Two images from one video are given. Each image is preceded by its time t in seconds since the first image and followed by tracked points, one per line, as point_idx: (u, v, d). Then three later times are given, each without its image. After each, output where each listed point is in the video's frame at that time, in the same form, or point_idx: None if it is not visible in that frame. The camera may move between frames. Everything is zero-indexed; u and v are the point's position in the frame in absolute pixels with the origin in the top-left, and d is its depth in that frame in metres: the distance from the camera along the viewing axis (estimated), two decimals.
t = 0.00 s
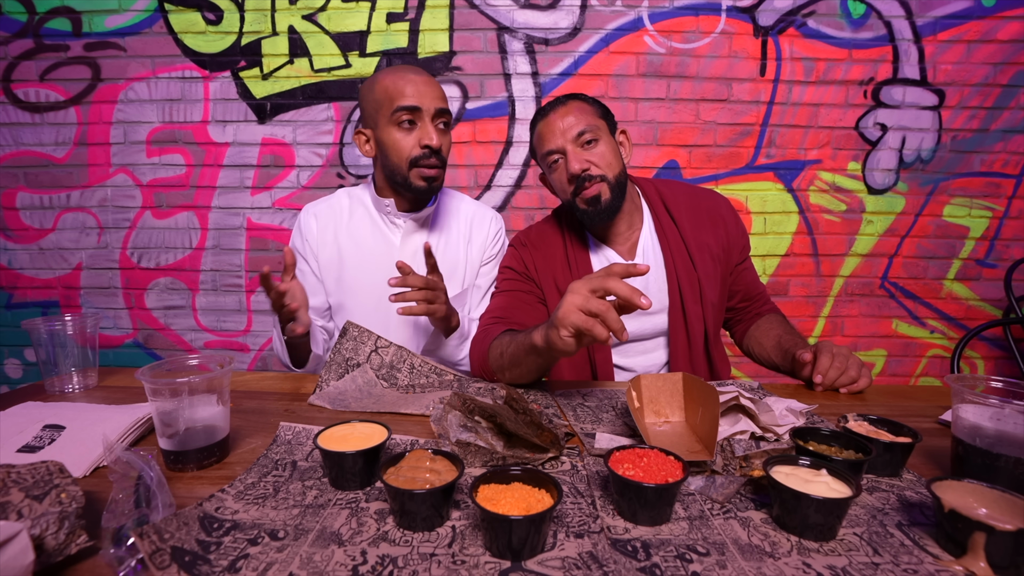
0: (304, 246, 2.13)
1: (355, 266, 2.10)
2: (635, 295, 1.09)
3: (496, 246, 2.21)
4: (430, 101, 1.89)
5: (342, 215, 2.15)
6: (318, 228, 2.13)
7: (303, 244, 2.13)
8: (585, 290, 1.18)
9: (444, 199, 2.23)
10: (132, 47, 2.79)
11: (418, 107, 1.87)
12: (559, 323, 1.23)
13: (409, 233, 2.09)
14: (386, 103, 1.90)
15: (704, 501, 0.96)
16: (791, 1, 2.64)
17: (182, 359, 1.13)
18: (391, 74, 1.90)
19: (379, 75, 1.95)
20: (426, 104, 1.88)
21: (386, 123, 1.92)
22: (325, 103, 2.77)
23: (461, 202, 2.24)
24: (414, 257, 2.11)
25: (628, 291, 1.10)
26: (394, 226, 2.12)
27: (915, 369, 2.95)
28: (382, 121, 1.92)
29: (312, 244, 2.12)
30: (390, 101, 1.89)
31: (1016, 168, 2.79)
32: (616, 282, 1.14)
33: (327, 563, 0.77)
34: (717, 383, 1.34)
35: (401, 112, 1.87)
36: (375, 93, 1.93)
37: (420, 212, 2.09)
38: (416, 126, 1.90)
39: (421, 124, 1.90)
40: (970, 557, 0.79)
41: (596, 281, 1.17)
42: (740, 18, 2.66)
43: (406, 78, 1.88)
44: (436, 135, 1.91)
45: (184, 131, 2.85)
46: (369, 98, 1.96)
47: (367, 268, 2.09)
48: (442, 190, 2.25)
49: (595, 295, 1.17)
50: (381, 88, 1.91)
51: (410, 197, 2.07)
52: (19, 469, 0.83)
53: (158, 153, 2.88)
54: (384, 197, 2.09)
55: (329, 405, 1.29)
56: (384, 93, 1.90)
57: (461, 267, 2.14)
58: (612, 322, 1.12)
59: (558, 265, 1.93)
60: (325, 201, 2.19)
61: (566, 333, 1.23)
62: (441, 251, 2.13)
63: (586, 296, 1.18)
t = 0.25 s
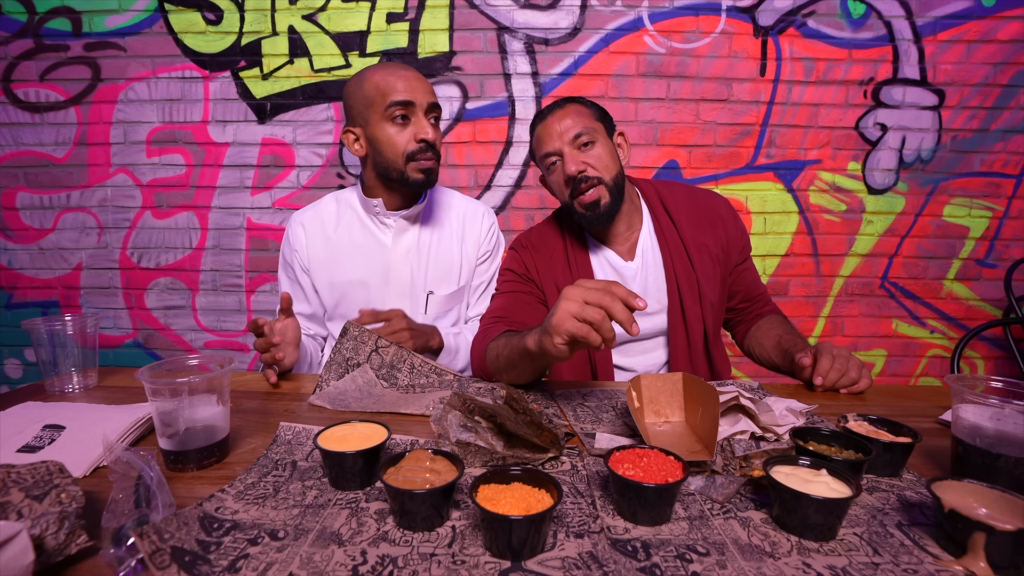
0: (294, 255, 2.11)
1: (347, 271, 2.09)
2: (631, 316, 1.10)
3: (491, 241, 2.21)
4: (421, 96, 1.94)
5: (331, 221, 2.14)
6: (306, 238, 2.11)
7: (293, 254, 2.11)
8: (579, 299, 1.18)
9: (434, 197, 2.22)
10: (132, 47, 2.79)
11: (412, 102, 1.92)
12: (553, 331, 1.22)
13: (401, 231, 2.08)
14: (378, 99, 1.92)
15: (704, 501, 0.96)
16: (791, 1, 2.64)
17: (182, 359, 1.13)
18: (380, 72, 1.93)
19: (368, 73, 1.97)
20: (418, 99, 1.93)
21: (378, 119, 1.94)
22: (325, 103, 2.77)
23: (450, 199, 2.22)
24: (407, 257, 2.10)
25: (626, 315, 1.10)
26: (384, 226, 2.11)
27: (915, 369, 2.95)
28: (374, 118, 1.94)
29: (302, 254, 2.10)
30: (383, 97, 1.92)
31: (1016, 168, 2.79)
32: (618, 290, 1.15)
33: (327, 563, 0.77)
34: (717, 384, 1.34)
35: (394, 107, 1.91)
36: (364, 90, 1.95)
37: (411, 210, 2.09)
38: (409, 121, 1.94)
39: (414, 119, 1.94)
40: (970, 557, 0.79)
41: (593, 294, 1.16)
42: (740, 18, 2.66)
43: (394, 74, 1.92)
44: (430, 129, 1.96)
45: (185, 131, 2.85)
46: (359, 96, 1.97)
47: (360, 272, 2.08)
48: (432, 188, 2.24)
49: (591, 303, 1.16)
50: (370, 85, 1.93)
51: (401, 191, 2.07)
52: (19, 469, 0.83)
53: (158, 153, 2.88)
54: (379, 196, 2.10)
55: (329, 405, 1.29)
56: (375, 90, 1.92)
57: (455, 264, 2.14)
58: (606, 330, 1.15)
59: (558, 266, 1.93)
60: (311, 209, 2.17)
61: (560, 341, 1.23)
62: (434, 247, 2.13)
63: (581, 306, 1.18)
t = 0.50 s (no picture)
0: (282, 259, 2.09)
1: (335, 273, 2.08)
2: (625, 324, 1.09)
3: (481, 239, 2.20)
4: (410, 91, 1.93)
5: (318, 224, 2.13)
6: (293, 241, 2.10)
7: (280, 258, 2.10)
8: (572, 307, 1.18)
9: (423, 197, 2.21)
10: (132, 47, 2.79)
11: (403, 98, 1.91)
12: (548, 342, 1.21)
13: (389, 232, 2.06)
14: (367, 95, 1.91)
15: (704, 501, 0.96)
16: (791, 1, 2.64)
17: (181, 359, 1.13)
18: (368, 67, 1.92)
19: (355, 68, 1.95)
20: (409, 94, 1.93)
21: (368, 116, 1.93)
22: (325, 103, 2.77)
23: (439, 199, 2.22)
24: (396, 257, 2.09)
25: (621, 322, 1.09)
26: (371, 228, 2.09)
27: (915, 369, 2.95)
28: (364, 114, 1.93)
29: (289, 258, 2.09)
30: (372, 93, 1.90)
31: (1016, 168, 2.78)
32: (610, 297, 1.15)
33: (327, 563, 0.77)
34: (717, 384, 1.34)
35: (385, 104, 1.90)
36: (352, 86, 1.93)
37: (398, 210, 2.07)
38: (399, 118, 1.94)
39: (405, 116, 1.94)
40: (970, 557, 0.79)
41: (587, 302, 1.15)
42: (740, 18, 2.66)
43: (383, 70, 1.91)
44: (422, 125, 1.97)
45: (185, 131, 2.85)
46: (346, 91, 1.95)
47: (348, 274, 2.07)
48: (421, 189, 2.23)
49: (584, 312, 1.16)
50: (359, 81, 1.91)
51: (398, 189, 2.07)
52: (19, 469, 0.83)
53: (158, 153, 2.88)
54: (377, 196, 2.10)
55: (330, 404, 1.29)
56: (364, 86, 1.91)
57: (445, 264, 2.13)
58: (601, 339, 1.14)
59: (558, 265, 1.93)
60: (297, 211, 2.15)
61: (554, 352, 1.23)
62: (423, 248, 2.12)
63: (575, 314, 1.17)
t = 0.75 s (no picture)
0: (275, 263, 2.10)
1: (327, 276, 2.08)
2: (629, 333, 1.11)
3: (474, 238, 2.20)
4: (399, 90, 1.94)
5: (309, 227, 2.13)
6: (285, 244, 2.11)
7: (273, 261, 2.11)
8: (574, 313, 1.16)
9: (414, 197, 2.20)
10: (132, 47, 2.79)
11: (392, 97, 1.91)
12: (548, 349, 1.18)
13: (380, 233, 2.05)
14: (356, 95, 1.91)
15: (704, 501, 0.96)
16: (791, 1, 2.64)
17: (182, 359, 1.13)
18: (355, 66, 1.92)
19: (341, 67, 1.95)
20: (398, 93, 1.93)
21: (357, 115, 1.93)
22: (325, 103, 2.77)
23: (430, 198, 2.21)
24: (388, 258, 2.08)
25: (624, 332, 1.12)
26: (362, 229, 2.08)
27: (915, 369, 2.95)
28: (353, 114, 1.92)
29: (282, 261, 2.10)
30: (361, 93, 1.90)
31: (1016, 168, 2.79)
32: (616, 305, 1.14)
33: (327, 563, 0.77)
34: (717, 384, 1.34)
35: (374, 103, 1.90)
36: (339, 86, 1.93)
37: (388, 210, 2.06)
38: (389, 117, 1.94)
39: (395, 114, 1.94)
40: (970, 557, 0.79)
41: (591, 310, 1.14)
42: (740, 18, 2.66)
43: (370, 68, 1.91)
44: (412, 124, 1.97)
45: (185, 131, 2.85)
46: (334, 91, 1.95)
47: (340, 276, 2.07)
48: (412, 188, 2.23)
49: (586, 318, 1.15)
50: (347, 81, 1.91)
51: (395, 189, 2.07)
52: (19, 469, 0.83)
53: (158, 153, 2.88)
54: (376, 194, 2.09)
55: (330, 404, 1.29)
56: (352, 85, 1.90)
57: (439, 263, 2.13)
58: (603, 344, 1.14)
59: (559, 263, 1.93)
60: (288, 214, 2.15)
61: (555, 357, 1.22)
62: (416, 248, 2.11)
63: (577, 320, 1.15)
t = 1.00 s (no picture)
0: (269, 264, 2.10)
1: (321, 276, 2.08)
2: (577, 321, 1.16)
3: (466, 235, 2.20)
4: (387, 89, 1.94)
5: (302, 228, 2.13)
6: (278, 245, 2.11)
7: (267, 262, 2.11)
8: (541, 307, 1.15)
9: (406, 196, 2.20)
10: (132, 47, 2.79)
11: (380, 95, 1.91)
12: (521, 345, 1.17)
13: (372, 232, 2.04)
14: (344, 94, 1.91)
15: (704, 501, 0.96)
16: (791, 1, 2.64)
17: (182, 359, 1.13)
18: (342, 66, 1.92)
19: (328, 67, 1.95)
20: (386, 92, 1.93)
21: (345, 115, 1.93)
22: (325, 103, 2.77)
23: (422, 197, 2.21)
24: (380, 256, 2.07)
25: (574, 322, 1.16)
26: (354, 228, 2.07)
27: (915, 369, 2.95)
28: (341, 113, 1.92)
29: (276, 263, 2.11)
30: (349, 92, 1.90)
31: (1016, 168, 2.79)
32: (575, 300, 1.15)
33: (327, 563, 0.77)
34: (717, 384, 1.34)
35: (363, 102, 1.90)
36: (326, 85, 1.93)
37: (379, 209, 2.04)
38: (377, 116, 1.94)
39: (383, 113, 1.94)
40: (970, 557, 0.79)
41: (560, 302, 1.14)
42: (740, 18, 2.66)
43: (357, 67, 1.91)
44: (401, 122, 1.97)
45: (185, 131, 2.85)
46: (322, 91, 1.95)
47: (333, 276, 2.07)
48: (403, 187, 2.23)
49: (555, 309, 1.14)
50: (335, 80, 1.91)
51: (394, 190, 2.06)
52: (19, 469, 0.83)
53: (158, 153, 2.88)
54: (374, 193, 2.10)
55: (330, 404, 1.29)
56: (341, 85, 1.90)
57: (432, 261, 2.13)
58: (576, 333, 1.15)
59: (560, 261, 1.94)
60: (281, 216, 2.16)
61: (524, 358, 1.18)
62: (408, 246, 2.11)
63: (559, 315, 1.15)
